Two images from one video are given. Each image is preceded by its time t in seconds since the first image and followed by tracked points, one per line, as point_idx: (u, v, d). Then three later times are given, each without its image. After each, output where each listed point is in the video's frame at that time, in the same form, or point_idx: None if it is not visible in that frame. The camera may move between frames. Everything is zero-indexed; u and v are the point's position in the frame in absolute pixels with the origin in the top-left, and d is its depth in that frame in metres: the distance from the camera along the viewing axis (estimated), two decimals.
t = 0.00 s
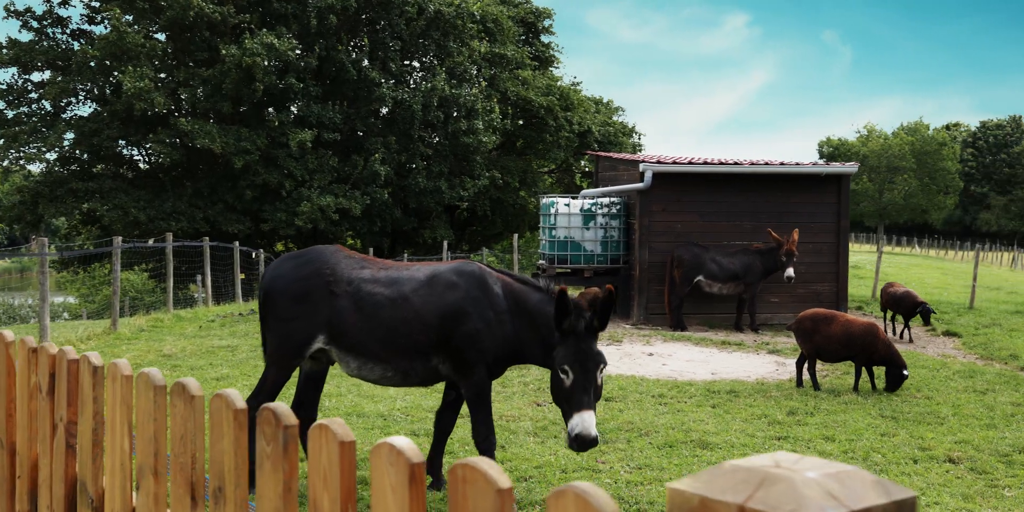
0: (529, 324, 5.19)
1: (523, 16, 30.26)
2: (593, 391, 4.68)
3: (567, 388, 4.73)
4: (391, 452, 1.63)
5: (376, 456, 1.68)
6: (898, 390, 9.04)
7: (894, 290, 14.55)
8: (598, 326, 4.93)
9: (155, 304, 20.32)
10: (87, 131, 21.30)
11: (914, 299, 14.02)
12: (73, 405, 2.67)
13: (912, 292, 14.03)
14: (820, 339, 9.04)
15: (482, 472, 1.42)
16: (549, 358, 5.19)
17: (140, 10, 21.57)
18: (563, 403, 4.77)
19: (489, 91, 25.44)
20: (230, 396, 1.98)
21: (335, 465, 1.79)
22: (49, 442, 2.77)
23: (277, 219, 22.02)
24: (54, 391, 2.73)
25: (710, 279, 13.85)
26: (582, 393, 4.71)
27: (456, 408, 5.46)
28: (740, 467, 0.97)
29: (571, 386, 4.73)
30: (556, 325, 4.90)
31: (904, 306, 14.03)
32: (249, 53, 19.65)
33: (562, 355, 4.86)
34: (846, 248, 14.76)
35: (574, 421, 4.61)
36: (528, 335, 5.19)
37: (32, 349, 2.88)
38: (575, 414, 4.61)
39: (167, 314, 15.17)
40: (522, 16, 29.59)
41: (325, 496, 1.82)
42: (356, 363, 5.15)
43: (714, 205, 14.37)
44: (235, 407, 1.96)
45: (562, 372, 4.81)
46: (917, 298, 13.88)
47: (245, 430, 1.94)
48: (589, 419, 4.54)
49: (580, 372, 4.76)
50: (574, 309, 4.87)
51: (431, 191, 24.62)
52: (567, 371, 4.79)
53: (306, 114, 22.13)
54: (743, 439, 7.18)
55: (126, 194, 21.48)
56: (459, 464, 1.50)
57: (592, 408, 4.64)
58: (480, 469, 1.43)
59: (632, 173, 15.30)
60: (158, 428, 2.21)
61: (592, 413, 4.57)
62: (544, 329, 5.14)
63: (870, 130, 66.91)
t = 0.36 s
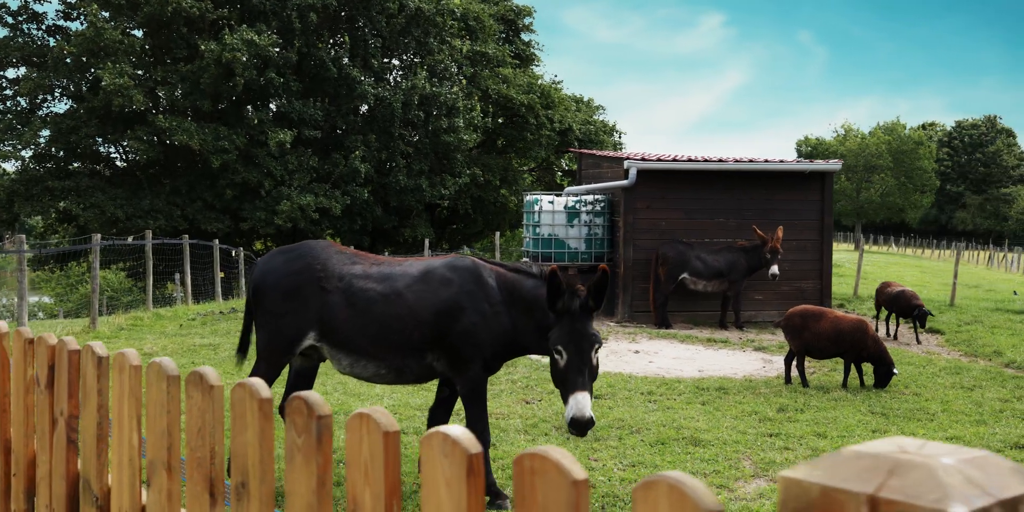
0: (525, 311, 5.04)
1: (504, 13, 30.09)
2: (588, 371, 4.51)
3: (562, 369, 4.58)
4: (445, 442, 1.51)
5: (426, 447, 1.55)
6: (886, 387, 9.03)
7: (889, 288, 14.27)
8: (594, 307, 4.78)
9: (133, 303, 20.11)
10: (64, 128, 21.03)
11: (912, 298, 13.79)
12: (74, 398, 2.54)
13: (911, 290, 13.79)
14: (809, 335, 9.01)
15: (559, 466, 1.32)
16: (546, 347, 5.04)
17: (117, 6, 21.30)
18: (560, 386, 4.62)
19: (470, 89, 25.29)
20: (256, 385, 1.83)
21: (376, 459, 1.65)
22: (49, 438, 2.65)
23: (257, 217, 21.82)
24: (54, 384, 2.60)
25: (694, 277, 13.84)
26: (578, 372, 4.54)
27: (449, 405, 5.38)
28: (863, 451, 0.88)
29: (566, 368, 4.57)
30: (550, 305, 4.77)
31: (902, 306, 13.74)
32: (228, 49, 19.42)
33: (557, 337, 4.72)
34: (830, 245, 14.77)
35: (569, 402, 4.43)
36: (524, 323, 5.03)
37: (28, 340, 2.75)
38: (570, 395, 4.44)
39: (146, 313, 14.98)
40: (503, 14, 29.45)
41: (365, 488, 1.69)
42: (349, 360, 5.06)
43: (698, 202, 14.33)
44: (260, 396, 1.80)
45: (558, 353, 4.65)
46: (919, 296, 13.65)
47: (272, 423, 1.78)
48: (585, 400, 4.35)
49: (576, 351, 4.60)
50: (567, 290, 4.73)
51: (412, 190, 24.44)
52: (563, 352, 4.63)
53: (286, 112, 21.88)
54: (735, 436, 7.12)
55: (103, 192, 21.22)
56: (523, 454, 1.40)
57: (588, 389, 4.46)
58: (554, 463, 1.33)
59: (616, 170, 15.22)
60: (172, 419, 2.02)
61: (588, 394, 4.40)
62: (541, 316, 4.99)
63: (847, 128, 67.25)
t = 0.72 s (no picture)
0: (536, 302, 5.00)
1: (500, 12, 29.98)
2: (604, 353, 4.47)
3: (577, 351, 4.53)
4: (537, 438, 1.25)
5: (515, 444, 1.30)
6: (892, 385, 8.97)
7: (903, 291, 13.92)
8: (606, 287, 4.73)
9: (129, 302, 19.97)
10: (58, 127, 20.87)
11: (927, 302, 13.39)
12: (102, 395, 2.36)
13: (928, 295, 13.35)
14: (815, 334, 8.97)
15: (671, 463, 1.14)
16: (558, 339, 4.99)
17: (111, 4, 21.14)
18: (575, 370, 4.58)
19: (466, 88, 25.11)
20: (307, 379, 1.54)
21: (454, 454, 1.38)
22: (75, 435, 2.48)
23: (252, 216, 21.67)
24: (81, 380, 2.43)
25: (694, 275, 13.77)
26: (594, 354, 4.49)
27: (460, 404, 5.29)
28: None
29: (581, 349, 4.53)
30: (563, 288, 4.72)
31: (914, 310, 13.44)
32: (225, 47, 19.30)
33: (570, 318, 4.67)
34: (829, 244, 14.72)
35: (586, 385, 4.39)
36: (536, 316, 4.99)
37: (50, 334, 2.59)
38: (588, 377, 4.40)
39: (142, 313, 14.84)
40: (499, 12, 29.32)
41: (442, 488, 1.41)
42: (356, 358, 4.98)
43: (697, 200, 14.27)
44: (316, 391, 1.50)
45: (571, 334, 4.60)
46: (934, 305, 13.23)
47: (329, 418, 1.48)
48: (603, 381, 4.32)
49: (590, 333, 4.55)
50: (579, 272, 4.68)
51: (408, 189, 24.27)
52: (578, 333, 4.58)
53: (280, 111, 21.69)
54: (743, 435, 7.06)
55: (98, 191, 21.07)
56: (632, 449, 1.23)
57: (605, 370, 4.42)
58: (671, 459, 1.15)
59: (615, 168, 15.11)
60: (212, 416, 1.81)
61: (605, 375, 4.37)
62: (552, 306, 4.94)
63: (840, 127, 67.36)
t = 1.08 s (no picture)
0: (547, 292, 4.94)
1: (494, 10, 29.85)
2: (618, 330, 4.43)
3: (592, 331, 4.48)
4: (658, 432, 1.10)
5: (630, 436, 1.15)
6: (896, 383, 8.95)
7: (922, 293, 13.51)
8: (618, 267, 4.68)
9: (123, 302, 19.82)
10: (50, 126, 20.67)
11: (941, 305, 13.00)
12: (142, 391, 2.29)
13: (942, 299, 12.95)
14: (820, 332, 8.94)
15: (829, 461, 0.93)
16: (571, 328, 4.93)
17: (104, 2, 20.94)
18: (591, 351, 4.52)
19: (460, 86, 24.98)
20: (384, 373, 1.48)
21: (556, 449, 1.23)
22: (113, 431, 2.41)
23: (246, 216, 21.53)
24: (118, 376, 2.36)
25: (694, 274, 13.72)
26: (609, 332, 4.43)
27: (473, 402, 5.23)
28: None
29: (595, 329, 4.48)
30: (574, 267, 4.66)
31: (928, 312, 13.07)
32: (221, 46, 19.15)
33: (582, 299, 4.62)
34: (828, 243, 14.71)
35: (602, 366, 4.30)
36: (548, 306, 4.93)
37: (84, 329, 2.52)
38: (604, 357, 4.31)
39: (137, 312, 14.71)
40: (493, 11, 29.20)
41: (541, 485, 1.27)
42: (367, 357, 4.89)
43: (697, 199, 14.23)
44: (393, 384, 1.43)
45: (585, 314, 4.55)
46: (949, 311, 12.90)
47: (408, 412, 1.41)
48: (617, 360, 4.23)
49: (605, 314, 4.49)
50: (591, 251, 4.62)
51: (402, 188, 24.13)
52: (591, 312, 4.52)
53: (275, 110, 21.54)
54: (751, 434, 7.01)
55: (91, 190, 20.92)
56: (774, 442, 1.02)
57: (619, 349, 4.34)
58: (826, 454, 0.93)
59: (613, 167, 15.02)
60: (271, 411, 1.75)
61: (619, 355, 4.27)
62: (564, 295, 4.89)
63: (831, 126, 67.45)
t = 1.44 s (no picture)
0: (544, 287, 4.93)
1: (478, 10, 29.76)
2: (613, 317, 4.39)
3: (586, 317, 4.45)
4: (743, 423, 1.08)
5: (710, 427, 1.13)
6: (885, 382, 8.97)
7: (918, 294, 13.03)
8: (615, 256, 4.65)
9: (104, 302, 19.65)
10: (31, 124, 20.46)
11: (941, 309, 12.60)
12: (161, 387, 2.27)
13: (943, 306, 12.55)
14: (810, 330, 8.96)
15: (946, 453, 0.91)
16: (567, 323, 4.91)
17: None
18: (585, 337, 4.50)
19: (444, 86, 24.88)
20: (432, 364, 1.48)
21: (628, 439, 1.21)
22: (129, 429, 2.38)
23: (229, 216, 21.37)
24: (135, 372, 2.34)
25: (680, 273, 13.70)
26: (603, 318, 4.39)
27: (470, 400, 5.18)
28: None
29: (589, 315, 4.44)
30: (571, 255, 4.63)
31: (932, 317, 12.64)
32: (205, 45, 19.01)
33: (578, 286, 4.59)
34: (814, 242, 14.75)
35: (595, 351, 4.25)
36: (544, 302, 4.90)
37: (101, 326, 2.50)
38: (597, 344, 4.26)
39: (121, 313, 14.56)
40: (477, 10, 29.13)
41: (609, 480, 1.25)
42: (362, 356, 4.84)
43: (684, 198, 14.23)
44: (443, 375, 1.44)
45: (580, 301, 4.52)
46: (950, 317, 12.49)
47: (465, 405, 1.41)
48: (610, 346, 4.18)
49: (599, 300, 4.46)
50: (587, 240, 4.59)
51: (385, 187, 24.00)
52: (586, 299, 4.49)
53: (258, 108, 21.38)
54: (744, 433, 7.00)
55: (72, 189, 20.74)
56: (877, 429, 1.00)
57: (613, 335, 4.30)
58: (942, 445, 0.92)
59: (599, 166, 15.00)
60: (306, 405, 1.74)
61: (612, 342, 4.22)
62: (559, 288, 4.86)
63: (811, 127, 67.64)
